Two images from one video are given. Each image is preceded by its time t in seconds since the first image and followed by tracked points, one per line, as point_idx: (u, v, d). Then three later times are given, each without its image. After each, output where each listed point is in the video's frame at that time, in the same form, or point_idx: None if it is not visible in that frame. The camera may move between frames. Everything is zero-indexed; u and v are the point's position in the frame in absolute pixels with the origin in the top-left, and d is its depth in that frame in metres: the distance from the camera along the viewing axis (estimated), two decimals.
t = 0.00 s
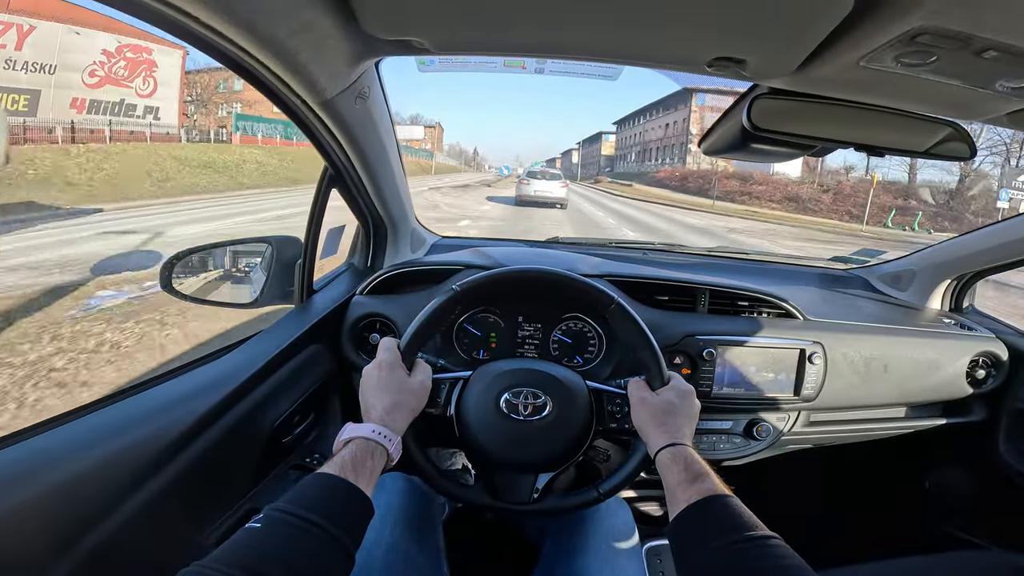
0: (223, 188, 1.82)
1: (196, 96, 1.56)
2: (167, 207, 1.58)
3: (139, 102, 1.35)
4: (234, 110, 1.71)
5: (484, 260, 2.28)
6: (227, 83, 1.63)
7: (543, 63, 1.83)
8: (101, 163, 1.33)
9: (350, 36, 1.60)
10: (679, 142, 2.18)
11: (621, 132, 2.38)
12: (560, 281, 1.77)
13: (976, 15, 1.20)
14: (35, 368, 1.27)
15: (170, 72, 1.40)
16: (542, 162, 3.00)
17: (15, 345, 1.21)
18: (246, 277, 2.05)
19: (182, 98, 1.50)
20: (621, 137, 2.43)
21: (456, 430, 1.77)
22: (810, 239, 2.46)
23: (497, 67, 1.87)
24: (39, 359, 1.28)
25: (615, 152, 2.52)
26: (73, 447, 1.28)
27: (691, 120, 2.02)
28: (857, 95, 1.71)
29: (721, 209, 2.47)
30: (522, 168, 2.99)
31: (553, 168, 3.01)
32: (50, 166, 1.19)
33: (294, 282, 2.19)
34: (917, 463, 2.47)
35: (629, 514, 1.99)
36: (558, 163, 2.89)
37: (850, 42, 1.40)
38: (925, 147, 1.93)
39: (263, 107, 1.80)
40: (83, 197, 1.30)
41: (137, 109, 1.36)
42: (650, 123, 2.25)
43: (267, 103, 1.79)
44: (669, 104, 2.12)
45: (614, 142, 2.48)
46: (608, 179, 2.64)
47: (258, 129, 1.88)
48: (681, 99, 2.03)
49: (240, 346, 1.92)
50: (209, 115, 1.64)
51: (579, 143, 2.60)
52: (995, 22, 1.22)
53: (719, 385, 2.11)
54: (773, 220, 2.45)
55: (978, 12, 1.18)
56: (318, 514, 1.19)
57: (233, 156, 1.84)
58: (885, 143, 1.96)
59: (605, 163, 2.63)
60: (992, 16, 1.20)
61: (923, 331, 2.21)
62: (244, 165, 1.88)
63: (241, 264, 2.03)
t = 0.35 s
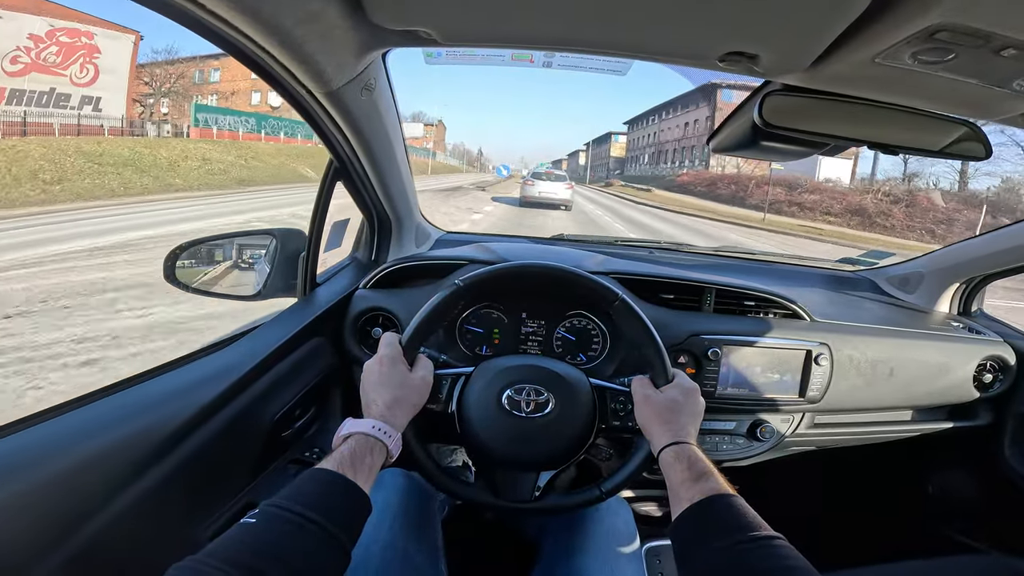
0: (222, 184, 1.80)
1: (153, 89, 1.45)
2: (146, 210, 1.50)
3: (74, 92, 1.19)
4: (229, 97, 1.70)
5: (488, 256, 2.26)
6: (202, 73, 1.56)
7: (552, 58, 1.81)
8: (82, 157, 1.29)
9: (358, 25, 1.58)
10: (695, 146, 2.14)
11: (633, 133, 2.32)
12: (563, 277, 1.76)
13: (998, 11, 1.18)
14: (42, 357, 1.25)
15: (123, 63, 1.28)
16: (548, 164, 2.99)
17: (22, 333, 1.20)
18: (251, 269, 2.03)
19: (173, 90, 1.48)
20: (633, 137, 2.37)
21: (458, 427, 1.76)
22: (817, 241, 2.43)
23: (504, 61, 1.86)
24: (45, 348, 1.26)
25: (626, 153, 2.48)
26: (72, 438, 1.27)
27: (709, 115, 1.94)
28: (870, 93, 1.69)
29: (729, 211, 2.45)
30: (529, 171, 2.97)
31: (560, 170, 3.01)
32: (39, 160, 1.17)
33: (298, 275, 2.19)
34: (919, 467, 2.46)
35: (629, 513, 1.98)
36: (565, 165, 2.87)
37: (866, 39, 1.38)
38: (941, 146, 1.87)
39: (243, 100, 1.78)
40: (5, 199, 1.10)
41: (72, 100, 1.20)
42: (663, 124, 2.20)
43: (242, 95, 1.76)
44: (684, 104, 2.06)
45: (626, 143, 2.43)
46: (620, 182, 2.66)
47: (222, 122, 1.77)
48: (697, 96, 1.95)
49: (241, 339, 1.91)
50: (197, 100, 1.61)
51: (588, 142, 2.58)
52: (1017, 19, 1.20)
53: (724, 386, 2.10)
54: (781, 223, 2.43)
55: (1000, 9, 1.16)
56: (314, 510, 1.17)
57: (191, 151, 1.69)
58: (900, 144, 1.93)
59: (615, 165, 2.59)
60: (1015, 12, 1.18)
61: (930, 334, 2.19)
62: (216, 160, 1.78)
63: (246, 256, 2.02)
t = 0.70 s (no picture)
0: (237, 179, 1.77)
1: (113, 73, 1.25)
2: (120, 205, 1.33)
3: None
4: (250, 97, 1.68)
5: (499, 262, 2.28)
6: (180, 54, 1.38)
7: (572, 69, 1.83)
8: (97, 145, 1.28)
9: (388, 34, 1.59)
10: (707, 149, 2.12)
11: (648, 133, 2.30)
12: (574, 287, 1.77)
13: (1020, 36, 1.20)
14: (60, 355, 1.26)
15: (60, 48, 1.10)
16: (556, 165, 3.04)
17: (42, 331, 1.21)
18: (261, 269, 2.04)
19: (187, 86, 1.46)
20: (648, 138, 2.35)
21: (468, 431, 1.78)
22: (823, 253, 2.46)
23: (524, 71, 1.88)
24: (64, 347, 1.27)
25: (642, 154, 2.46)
26: (91, 434, 1.28)
27: (722, 118, 1.98)
28: (885, 111, 1.72)
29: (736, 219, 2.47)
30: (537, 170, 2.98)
31: (566, 172, 3.08)
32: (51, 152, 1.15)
33: (312, 276, 2.23)
34: (918, 479, 2.49)
35: (632, 517, 2.00)
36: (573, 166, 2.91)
37: (887, 60, 1.41)
38: (951, 167, 1.95)
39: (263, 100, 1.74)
40: None
41: None
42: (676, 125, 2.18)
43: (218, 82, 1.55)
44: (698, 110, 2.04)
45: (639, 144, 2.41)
46: (636, 185, 2.64)
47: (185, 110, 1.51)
48: (705, 102, 1.99)
49: (252, 341, 1.91)
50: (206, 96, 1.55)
51: (598, 144, 2.56)
52: None
53: (728, 396, 2.13)
54: (788, 233, 2.45)
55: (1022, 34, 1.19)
56: (326, 512, 1.19)
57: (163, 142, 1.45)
58: (908, 159, 2.00)
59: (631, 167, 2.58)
60: None
61: (934, 349, 2.23)
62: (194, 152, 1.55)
63: (257, 255, 2.02)
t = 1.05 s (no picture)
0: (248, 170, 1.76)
1: (53, 57, 1.08)
2: (80, 200, 1.20)
3: None
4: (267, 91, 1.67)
5: (509, 257, 2.29)
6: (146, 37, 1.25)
7: (589, 67, 1.83)
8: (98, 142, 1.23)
9: (409, 26, 1.58)
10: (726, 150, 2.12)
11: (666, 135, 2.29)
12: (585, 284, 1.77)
13: None
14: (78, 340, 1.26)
15: None
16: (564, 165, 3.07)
17: (59, 319, 1.21)
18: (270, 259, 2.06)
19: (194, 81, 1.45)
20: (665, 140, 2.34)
21: (476, 425, 1.79)
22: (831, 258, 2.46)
23: (542, 67, 1.88)
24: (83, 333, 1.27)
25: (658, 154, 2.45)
26: (98, 424, 1.29)
27: (739, 119, 1.99)
28: (904, 114, 1.72)
29: (743, 221, 2.47)
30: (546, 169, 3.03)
31: (575, 171, 3.06)
32: None
33: (322, 266, 2.26)
34: (920, 482, 2.50)
35: (635, 515, 2.01)
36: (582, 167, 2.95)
37: (909, 63, 1.40)
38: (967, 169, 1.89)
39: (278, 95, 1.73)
40: None
41: None
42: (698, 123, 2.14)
43: (186, 69, 1.36)
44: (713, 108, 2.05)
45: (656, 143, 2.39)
46: (653, 188, 2.62)
47: (131, 97, 1.31)
48: (721, 101, 1.99)
49: (260, 333, 1.92)
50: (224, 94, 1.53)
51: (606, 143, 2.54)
52: None
53: (735, 396, 2.14)
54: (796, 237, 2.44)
55: None
56: (336, 503, 1.19)
57: (105, 134, 1.25)
58: (928, 165, 1.94)
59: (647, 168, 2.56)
60: None
61: (942, 353, 2.23)
62: (151, 145, 1.36)
63: (266, 246, 2.03)
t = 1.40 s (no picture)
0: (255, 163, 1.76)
1: None
2: (5, 202, 1.02)
3: None
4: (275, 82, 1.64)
5: (520, 252, 2.30)
6: (98, 23, 1.18)
7: (611, 62, 1.83)
8: (60, 128, 1.14)
9: (434, 16, 1.57)
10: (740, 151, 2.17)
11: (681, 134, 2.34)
12: (598, 279, 1.75)
13: None
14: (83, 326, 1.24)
15: None
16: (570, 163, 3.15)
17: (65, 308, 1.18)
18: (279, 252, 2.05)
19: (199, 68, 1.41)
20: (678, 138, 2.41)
21: (487, 420, 1.78)
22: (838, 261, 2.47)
23: (562, 62, 1.87)
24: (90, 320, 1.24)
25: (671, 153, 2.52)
26: (106, 416, 1.27)
27: (759, 118, 1.94)
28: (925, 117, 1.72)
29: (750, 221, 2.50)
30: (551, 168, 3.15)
31: (581, 170, 3.16)
32: None
33: (333, 258, 2.25)
34: (923, 484, 2.52)
35: (643, 514, 2.01)
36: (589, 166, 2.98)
37: (936, 66, 1.40)
38: (989, 172, 2.01)
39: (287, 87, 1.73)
40: None
41: None
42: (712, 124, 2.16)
43: (140, 56, 1.27)
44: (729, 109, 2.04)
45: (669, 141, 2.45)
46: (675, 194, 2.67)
47: (46, 83, 1.11)
48: (743, 97, 1.91)
49: (268, 325, 1.90)
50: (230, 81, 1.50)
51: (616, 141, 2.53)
52: None
53: (745, 395, 2.16)
54: (803, 239, 2.45)
55: None
56: (351, 499, 1.18)
57: (22, 132, 1.05)
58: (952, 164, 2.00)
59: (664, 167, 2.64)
60: None
61: (950, 356, 2.25)
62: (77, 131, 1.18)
63: (274, 238, 2.02)
